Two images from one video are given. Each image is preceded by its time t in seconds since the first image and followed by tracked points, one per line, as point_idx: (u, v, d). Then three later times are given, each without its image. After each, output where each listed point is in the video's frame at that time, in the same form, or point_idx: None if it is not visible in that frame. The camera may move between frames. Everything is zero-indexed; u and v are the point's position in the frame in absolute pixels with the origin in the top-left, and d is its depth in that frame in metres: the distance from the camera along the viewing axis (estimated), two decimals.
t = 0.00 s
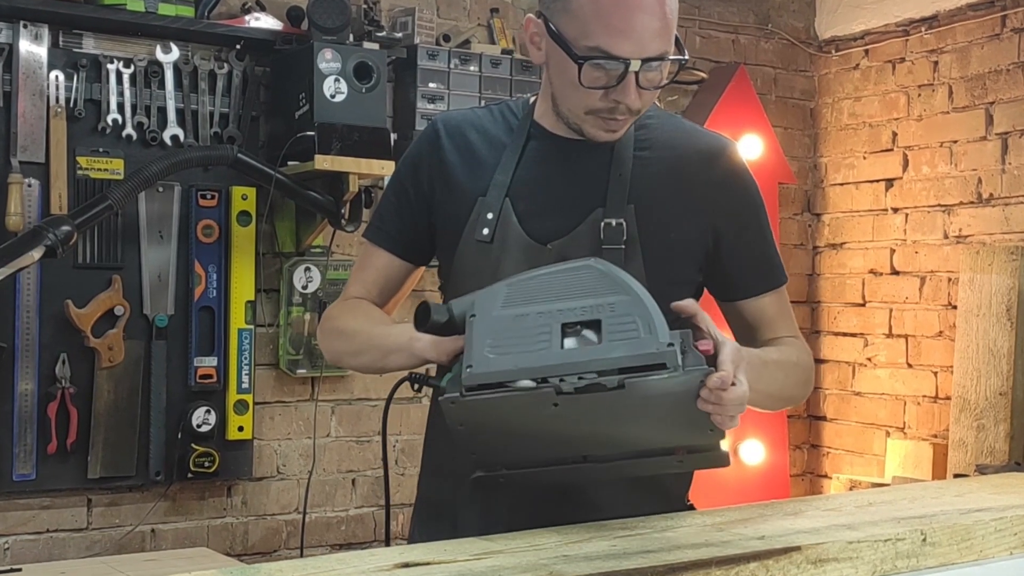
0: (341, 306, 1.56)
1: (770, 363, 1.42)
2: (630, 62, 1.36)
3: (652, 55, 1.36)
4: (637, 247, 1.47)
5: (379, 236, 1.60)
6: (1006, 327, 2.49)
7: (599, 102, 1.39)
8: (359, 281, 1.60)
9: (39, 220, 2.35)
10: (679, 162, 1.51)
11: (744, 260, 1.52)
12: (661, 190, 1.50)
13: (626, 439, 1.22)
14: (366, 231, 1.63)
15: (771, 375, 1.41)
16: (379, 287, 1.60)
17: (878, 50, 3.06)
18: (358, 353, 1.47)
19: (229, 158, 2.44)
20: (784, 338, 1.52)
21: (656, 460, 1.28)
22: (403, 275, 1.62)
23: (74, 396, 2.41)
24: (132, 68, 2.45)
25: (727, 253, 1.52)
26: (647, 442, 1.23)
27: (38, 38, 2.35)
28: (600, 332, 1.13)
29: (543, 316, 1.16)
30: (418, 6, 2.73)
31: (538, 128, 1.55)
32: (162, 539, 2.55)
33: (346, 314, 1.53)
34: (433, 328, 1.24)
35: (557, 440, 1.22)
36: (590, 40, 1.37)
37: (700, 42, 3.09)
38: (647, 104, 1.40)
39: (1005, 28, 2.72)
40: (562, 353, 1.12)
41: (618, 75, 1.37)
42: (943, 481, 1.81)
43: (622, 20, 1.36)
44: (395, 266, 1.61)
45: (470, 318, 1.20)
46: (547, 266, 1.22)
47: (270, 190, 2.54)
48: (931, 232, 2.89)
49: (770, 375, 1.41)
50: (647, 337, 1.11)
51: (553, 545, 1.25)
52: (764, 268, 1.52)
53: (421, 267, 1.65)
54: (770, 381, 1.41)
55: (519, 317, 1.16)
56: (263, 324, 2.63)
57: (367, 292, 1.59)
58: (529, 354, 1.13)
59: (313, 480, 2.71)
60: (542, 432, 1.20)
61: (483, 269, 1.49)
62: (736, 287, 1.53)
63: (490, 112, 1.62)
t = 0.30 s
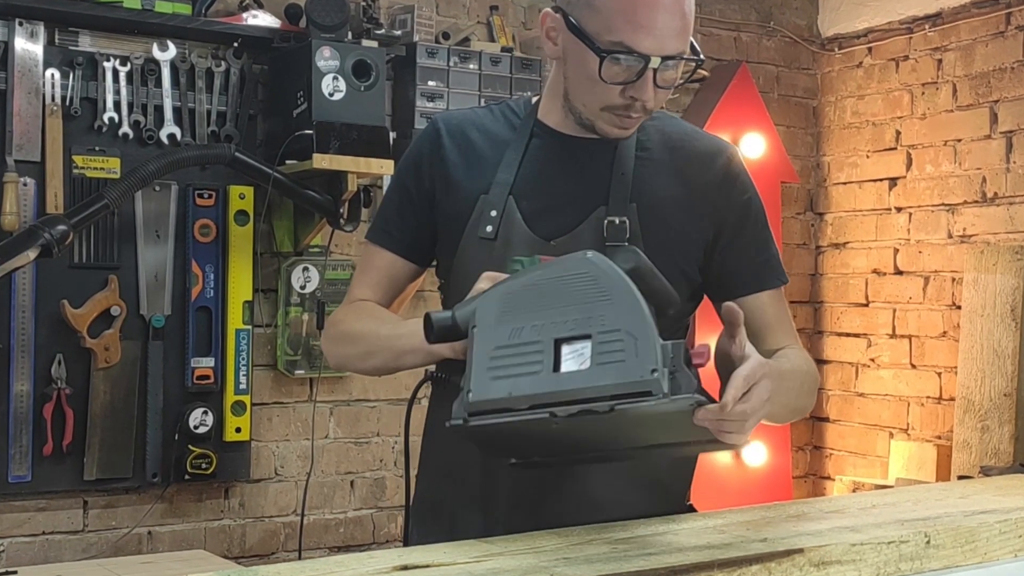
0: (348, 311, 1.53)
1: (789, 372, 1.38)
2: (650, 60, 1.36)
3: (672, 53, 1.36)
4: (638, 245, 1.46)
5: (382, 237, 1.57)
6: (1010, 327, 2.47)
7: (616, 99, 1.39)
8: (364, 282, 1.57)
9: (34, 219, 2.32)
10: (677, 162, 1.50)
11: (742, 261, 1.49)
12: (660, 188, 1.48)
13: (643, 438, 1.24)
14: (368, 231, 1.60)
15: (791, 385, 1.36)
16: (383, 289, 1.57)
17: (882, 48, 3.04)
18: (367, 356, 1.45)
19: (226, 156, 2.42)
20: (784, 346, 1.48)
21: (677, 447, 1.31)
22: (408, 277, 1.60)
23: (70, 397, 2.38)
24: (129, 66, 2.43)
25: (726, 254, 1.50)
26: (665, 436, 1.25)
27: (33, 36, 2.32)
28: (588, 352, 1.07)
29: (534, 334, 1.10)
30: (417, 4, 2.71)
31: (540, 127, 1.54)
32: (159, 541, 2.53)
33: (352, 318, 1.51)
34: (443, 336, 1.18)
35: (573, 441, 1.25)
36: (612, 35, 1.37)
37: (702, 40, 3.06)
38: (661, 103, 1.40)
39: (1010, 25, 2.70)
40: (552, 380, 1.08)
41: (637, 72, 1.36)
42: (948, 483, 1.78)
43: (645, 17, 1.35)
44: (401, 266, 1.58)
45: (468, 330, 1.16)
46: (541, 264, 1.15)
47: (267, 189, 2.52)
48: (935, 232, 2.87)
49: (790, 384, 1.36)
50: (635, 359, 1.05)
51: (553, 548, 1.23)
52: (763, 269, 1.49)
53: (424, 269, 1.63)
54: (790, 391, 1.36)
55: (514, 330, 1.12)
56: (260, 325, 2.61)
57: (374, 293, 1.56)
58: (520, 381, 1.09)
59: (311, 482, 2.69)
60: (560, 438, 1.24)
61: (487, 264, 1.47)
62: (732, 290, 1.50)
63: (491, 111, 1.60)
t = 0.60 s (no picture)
0: (350, 312, 1.52)
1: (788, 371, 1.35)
2: (653, 52, 1.34)
3: (675, 47, 1.35)
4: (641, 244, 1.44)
5: (386, 237, 1.56)
6: (1015, 327, 2.45)
7: (617, 91, 1.37)
8: (367, 283, 1.55)
9: (30, 219, 2.30)
10: (677, 160, 1.49)
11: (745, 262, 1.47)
12: (661, 187, 1.47)
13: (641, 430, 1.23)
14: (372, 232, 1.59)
15: (789, 386, 1.34)
16: (387, 289, 1.56)
17: (885, 45, 3.02)
18: (370, 359, 1.44)
19: (223, 156, 2.40)
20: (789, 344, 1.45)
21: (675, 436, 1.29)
22: (411, 277, 1.58)
23: (66, 398, 2.36)
24: (126, 64, 2.41)
25: (728, 255, 1.48)
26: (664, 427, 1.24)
27: (29, 33, 2.30)
28: (572, 368, 1.13)
29: (521, 351, 1.16)
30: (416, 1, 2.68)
31: (544, 126, 1.52)
32: (155, 543, 2.50)
33: (355, 318, 1.49)
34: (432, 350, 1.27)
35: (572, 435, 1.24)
36: (616, 25, 1.35)
37: (704, 37, 3.04)
38: (663, 99, 1.38)
39: (1015, 23, 2.67)
40: (542, 397, 1.14)
41: (638, 63, 1.35)
42: (952, 485, 1.77)
43: (650, 9, 1.34)
44: (405, 267, 1.57)
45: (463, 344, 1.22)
46: (518, 275, 1.19)
47: (266, 188, 2.50)
48: (939, 231, 2.85)
49: (789, 385, 1.34)
50: (615, 377, 1.09)
51: (553, 549, 1.21)
52: (766, 269, 1.46)
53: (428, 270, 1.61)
54: (789, 391, 1.34)
55: (503, 348, 1.18)
56: (258, 325, 2.59)
57: (376, 294, 1.55)
58: (513, 399, 1.16)
59: (309, 484, 2.66)
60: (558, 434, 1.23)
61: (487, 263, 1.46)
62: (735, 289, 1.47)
63: (494, 110, 1.59)
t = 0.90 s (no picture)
0: (355, 313, 1.50)
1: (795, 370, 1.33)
2: (648, 46, 1.32)
3: (670, 41, 1.33)
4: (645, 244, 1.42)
5: (389, 238, 1.54)
6: (1020, 328, 2.43)
7: (614, 85, 1.36)
8: (372, 286, 1.54)
9: (25, 218, 2.28)
10: (679, 158, 1.46)
11: (750, 261, 1.45)
12: (663, 187, 1.45)
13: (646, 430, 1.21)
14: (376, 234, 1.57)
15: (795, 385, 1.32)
16: (392, 290, 1.54)
17: (889, 44, 3.00)
18: (376, 360, 1.43)
19: (221, 154, 2.38)
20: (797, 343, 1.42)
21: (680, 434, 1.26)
22: (417, 279, 1.56)
23: (62, 399, 2.34)
24: (122, 62, 2.39)
25: (732, 252, 1.46)
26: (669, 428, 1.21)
27: (25, 31, 2.29)
28: (578, 367, 1.11)
29: (527, 349, 1.15)
30: None
31: (547, 123, 1.50)
32: (152, 546, 2.48)
33: (359, 319, 1.48)
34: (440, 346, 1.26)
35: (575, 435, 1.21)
36: (611, 20, 1.33)
37: (706, 35, 3.02)
38: (661, 93, 1.37)
39: (1019, 21, 2.65)
40: (547, 396, 1.13)
41: (634, 58, 1.33)
42: (957, 487, 1.74)
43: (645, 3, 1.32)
44: (410, 268, 1.55)
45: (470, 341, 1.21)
46: (528, 272, 1.18)
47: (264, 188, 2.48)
48: (943, 231, 2.83)
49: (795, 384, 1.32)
50: (619, 378, 1.08)
51: (555, 552, 1.19)
52: (772, 267, 1.44)
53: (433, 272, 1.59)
54: (795, 390, 1.32)
55: (509, 346, 1.17)
56: (256, 326, 2.57)
57: (382, 296, 1.53)
58: (517, 397, 1.15)
59: (307, 486, 2.64)
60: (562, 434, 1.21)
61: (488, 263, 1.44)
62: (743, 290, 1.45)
63: (497, 109, 1.57)
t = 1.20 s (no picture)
0: (364, 317, 1.48)
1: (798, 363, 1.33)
2: (641, 41, 1.31)
3: (664, 36, 1.31)
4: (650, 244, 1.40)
5: (396, 240, 1.52)
6: None
7: (610, 82, 1.33)
8: (379, 288, 1.52)
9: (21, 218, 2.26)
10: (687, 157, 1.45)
11: (756, 262, 1.43)
12: (669, 186, 1.43)
13: (654, 421, 1.19)
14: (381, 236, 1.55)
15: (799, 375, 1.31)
16: (400, 293, 1.52)
17: (892, 41, 2.98)
18: (386, 363, 1.41)
19: (218, 153, 2.35)
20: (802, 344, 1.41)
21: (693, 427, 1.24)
22: (425, 281, 1.55)
23: (58, 400, 2.32)
24: (118, 60, 2.36)
25: (739, 252, 1.45)
26: (679, 418, 1.19)
27: (20, 29, 2.27)
28: (590, 347, 1.06)
29: (535, 340, 1.10)
30: None
31: (552, 123, 1.49)
32: (149, 548, 2.46)
33: (369, 323, 1.46)
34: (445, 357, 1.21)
35: (584, 429, 1.19)
36: (603, 15, 1.32)
37: (707, 33, 3.00)
38: (659, 89, 1.34)
39: None
40: (558, 380, 1.07)
41: (628, 54, 1.31)
42: (961, 488, 1.73)
43: None
44: (418, 270, 1.53)
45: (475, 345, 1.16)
46: (533, 267, 1.14)
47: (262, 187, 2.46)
48: (947, 230, 2.81)
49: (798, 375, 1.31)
50: (633, 349, 1.02)
51: (555, 554, 1.17)
52: (778, 268, 1.42)
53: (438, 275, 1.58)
54: (801, 384, 1.32)
55: (516, 339, 1.12)
56: (253, 326, 2.54)
57: (390, 299, 1.51)
58: (528, 388, 1.09)
59: (305, 487, 2.62)
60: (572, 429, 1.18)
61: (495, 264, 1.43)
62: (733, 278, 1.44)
63: (502, 108, 1.56)
